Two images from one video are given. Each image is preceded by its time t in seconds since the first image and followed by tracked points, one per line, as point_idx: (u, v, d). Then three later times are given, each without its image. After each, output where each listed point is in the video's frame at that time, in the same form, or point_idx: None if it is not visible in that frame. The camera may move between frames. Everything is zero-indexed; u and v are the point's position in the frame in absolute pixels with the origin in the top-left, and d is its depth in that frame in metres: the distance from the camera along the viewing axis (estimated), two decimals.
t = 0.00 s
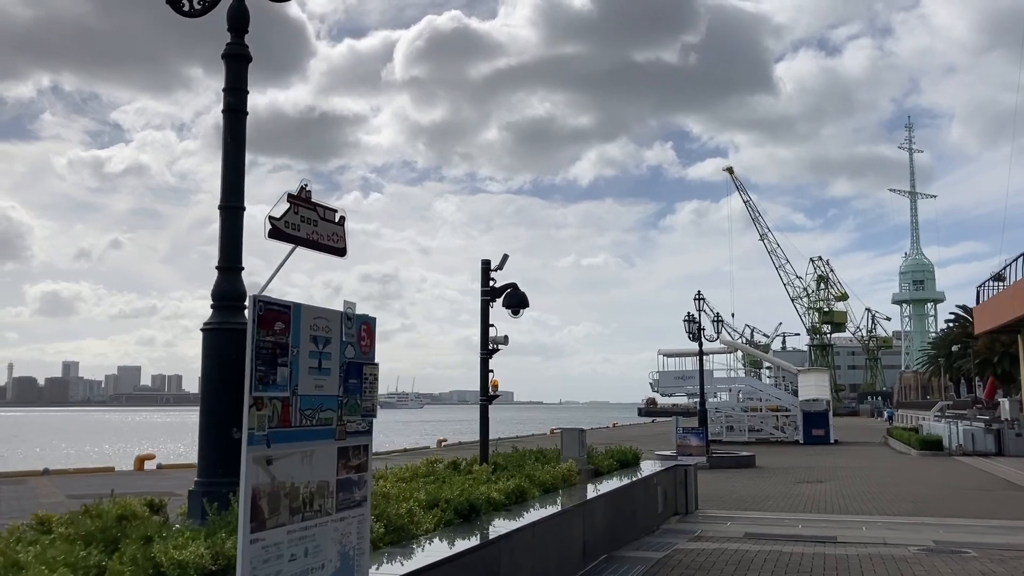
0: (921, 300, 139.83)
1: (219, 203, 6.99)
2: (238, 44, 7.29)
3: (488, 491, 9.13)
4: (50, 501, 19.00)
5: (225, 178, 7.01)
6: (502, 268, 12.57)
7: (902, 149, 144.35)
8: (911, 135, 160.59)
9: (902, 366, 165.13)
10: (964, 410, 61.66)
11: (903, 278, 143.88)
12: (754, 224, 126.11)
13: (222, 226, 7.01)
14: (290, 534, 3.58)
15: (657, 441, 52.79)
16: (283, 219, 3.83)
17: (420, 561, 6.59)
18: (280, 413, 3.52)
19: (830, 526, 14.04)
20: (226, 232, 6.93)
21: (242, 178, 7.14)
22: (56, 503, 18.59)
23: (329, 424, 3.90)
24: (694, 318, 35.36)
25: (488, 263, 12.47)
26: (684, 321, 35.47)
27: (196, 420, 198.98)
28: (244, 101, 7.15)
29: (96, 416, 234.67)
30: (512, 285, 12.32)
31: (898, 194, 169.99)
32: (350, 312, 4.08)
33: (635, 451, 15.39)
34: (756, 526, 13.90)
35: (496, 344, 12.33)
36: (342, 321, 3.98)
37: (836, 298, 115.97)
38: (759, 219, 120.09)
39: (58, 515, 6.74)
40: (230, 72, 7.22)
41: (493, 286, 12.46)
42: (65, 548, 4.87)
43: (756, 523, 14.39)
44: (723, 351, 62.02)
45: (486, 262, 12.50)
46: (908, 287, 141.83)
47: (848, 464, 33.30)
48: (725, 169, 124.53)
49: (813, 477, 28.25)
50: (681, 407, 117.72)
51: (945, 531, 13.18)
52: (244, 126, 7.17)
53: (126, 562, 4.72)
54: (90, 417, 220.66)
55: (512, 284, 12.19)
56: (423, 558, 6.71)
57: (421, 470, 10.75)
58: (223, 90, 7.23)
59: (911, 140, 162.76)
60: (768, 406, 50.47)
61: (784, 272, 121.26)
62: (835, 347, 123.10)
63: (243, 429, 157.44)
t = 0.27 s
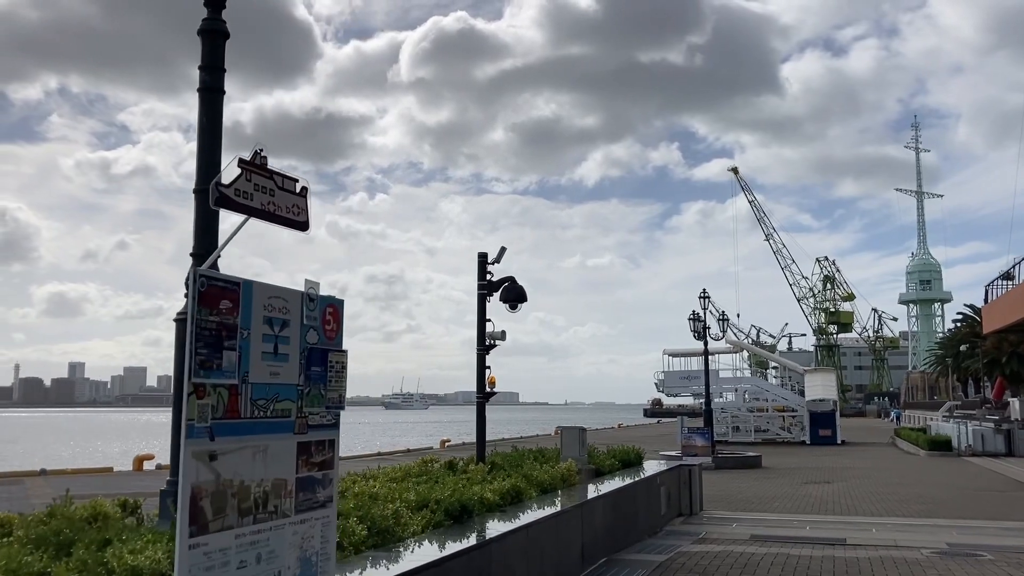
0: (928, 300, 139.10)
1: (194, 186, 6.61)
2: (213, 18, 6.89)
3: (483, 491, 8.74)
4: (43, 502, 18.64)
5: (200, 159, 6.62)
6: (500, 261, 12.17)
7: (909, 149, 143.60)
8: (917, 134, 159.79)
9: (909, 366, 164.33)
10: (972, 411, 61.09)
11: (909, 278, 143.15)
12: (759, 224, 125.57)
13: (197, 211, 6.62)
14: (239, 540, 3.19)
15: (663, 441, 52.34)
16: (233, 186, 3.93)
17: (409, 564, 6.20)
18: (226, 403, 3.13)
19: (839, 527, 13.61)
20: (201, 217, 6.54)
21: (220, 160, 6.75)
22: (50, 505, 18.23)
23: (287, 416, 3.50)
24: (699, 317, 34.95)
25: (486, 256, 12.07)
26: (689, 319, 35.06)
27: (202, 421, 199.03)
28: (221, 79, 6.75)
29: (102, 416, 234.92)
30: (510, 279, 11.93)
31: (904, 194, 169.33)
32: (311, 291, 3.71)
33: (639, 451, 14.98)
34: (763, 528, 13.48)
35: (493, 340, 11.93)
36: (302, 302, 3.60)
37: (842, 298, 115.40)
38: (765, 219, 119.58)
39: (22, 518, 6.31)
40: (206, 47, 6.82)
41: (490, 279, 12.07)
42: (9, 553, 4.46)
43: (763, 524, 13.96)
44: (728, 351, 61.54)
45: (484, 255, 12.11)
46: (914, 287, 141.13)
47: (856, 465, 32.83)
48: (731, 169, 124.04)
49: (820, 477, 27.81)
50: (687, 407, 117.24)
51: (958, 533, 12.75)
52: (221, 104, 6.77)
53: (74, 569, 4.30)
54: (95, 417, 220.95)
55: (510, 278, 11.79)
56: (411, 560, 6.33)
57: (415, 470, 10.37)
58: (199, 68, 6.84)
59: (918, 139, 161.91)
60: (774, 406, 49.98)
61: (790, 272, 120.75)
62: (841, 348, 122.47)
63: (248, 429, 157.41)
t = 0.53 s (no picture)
0: (936, 301, 138.25)
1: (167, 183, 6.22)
2: (189, 7, 6.51)
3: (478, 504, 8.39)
4: (35, 508, 18.27)
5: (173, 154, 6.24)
6: (499, 262, 11.81)
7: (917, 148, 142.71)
8: (925, 134, 158.84)
9: (916, 367, 163.44)
10: (981, 412, 60.50)
11: (917, 278, 142.30)
12: (766, 225, 124.84)
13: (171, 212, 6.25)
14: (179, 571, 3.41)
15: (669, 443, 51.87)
16: (172, 179, 4.16)
17: None
18: (162, 426, 3.28)
19: (851, 537, 13.18)
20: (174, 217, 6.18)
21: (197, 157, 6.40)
22: (41, 511, 17.84)
23: (240, 442, 3.71)
24: (706, 319, 34.49)
25: (484, 257, 11.71)
26: (695, 321, 34.61)
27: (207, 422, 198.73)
28: (197, 69, 6.38)
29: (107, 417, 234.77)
30: (509, 280, 11.57)
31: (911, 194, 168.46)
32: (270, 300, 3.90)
33: (643, 458, 14.59)
34: (771, 538, 13.05)
35: (492, 345, 11.55)
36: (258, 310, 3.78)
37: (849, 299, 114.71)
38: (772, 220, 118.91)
39: None
40: (181, 37, 6.46)
41: (489, 282, 11.69)
42: None
43: (770, 534, 13.57)
44: (735, 353, 61.04)
45: (482, 257, 11.74)
46: (922, 288, 140.31)
47: (865, 469, 32.36)
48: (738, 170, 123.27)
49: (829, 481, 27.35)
50: (693, 409, 116.61)
51: (974, 544, 12.33)
52: (199, 98, 6.40)
53: None
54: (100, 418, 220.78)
55: (510, 280, 11.43)
56: None
57: (409, 480, 10.00)
58: (174, 58, 6.47)
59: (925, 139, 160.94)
60: (782, 409, 49.46)
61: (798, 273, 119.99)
62: (848, 349, 121.72)
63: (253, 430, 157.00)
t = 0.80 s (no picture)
0: (945, 300, 137.31)
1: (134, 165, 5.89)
2: None
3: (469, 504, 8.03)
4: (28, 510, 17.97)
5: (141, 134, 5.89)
6: (494, 256, 11.44)
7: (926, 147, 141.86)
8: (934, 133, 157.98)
9: (926, 368, 162.43)
10: (992, 412, 59.84)
11: (927, 278, 141.33)
12: (774, 224, 124.00)
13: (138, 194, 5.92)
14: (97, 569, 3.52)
15: (676, 444, 51.43)
16: (93, 139, 3.93)
17: None
18: (64, 415, 3.36)
19: (860, 540, 12.75)
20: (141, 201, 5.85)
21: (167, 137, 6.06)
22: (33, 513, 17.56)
23: (168, 433, 3.85)
24: (712, 318, 34.06)
25: (480, 250, 11.33)
26: (701, 320, 34.18)
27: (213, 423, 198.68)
28: (166, 44, 6.02)
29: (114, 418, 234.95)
30: (505, 275, 11.21)
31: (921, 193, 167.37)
32: (208, 276, 4.08)
33: (646, 458, 14.20)
34: (778, 540, 12.63)
35: (488, 340, 11.18)
36: (191, 285, 3.95)
37: (858, 299, 113.88)
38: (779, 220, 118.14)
39: None
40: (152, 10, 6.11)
41: (484, 276, 11.33)
42: None
43: (775, 535, 13.19)
44: (742, 352, 60.54)
45: (478, 249, 11.37)
46: (932, 287, 139.37)
47: (873, 469, 31.93)
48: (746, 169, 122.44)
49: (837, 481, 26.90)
50: (701, 410, 115.95)
51: (988, 546, 11.90)
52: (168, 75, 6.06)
53: None
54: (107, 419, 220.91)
55: (506, 273, 11.07)
56: None
57: (398, 481, 9.64)
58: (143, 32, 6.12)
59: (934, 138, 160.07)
60: (789, 409, 48.93)
61: (805, 273, 119.23)
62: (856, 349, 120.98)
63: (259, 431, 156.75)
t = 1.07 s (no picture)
0: (955, 301, 136.46)
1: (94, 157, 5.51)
2: None
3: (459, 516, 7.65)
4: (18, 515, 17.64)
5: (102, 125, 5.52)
6: (490, 254, 11.04)
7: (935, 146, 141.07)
8: (943, 132, 157.05)
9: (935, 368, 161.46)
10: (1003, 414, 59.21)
11: (936, 278, 140.48)
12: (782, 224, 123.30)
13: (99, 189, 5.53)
14: None
15: (682, 445, 50.96)
16: None
17: None
18: None
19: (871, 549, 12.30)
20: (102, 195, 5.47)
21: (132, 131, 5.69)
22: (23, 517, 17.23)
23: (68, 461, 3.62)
24: (719, 318, 33.58)
25: (475, 249, 10.94)
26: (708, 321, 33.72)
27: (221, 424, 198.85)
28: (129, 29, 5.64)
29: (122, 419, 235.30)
30: (502, 275, 10.82)
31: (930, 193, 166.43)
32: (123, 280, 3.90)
33: (649, 463, 13.84)
34: (785, 550, 12.20)
35: (483, 344, 10.80)
36: (97, 288, 3.75)
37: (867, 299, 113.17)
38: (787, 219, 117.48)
39: None
40: None
41: (480, 275, 10.94)
42: None
43: (782, 543, 12.76)
44: (750, 353, 60.03)
45: (473, 248, 10.97)
46: (941, 287, 138.52)
47: (882, 472, 31.47)
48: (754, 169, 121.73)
49: (846, 485, 26.44)
50: (709, 410, 115.31)
51: (1005, 557, 11.45)
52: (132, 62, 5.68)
53: None
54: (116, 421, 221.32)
55: (502, 273, 10.68)
56: None
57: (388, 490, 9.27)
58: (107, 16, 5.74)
59: (943, 137, 159.06)
60: (798, 410, 48.35)
61: (814, 274, 118.46)
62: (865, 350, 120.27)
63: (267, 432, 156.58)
